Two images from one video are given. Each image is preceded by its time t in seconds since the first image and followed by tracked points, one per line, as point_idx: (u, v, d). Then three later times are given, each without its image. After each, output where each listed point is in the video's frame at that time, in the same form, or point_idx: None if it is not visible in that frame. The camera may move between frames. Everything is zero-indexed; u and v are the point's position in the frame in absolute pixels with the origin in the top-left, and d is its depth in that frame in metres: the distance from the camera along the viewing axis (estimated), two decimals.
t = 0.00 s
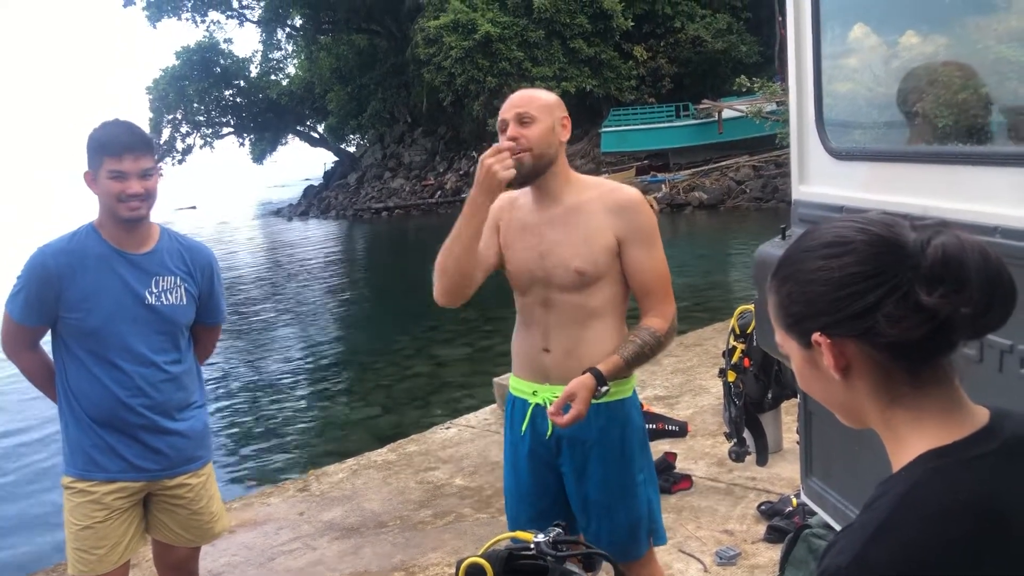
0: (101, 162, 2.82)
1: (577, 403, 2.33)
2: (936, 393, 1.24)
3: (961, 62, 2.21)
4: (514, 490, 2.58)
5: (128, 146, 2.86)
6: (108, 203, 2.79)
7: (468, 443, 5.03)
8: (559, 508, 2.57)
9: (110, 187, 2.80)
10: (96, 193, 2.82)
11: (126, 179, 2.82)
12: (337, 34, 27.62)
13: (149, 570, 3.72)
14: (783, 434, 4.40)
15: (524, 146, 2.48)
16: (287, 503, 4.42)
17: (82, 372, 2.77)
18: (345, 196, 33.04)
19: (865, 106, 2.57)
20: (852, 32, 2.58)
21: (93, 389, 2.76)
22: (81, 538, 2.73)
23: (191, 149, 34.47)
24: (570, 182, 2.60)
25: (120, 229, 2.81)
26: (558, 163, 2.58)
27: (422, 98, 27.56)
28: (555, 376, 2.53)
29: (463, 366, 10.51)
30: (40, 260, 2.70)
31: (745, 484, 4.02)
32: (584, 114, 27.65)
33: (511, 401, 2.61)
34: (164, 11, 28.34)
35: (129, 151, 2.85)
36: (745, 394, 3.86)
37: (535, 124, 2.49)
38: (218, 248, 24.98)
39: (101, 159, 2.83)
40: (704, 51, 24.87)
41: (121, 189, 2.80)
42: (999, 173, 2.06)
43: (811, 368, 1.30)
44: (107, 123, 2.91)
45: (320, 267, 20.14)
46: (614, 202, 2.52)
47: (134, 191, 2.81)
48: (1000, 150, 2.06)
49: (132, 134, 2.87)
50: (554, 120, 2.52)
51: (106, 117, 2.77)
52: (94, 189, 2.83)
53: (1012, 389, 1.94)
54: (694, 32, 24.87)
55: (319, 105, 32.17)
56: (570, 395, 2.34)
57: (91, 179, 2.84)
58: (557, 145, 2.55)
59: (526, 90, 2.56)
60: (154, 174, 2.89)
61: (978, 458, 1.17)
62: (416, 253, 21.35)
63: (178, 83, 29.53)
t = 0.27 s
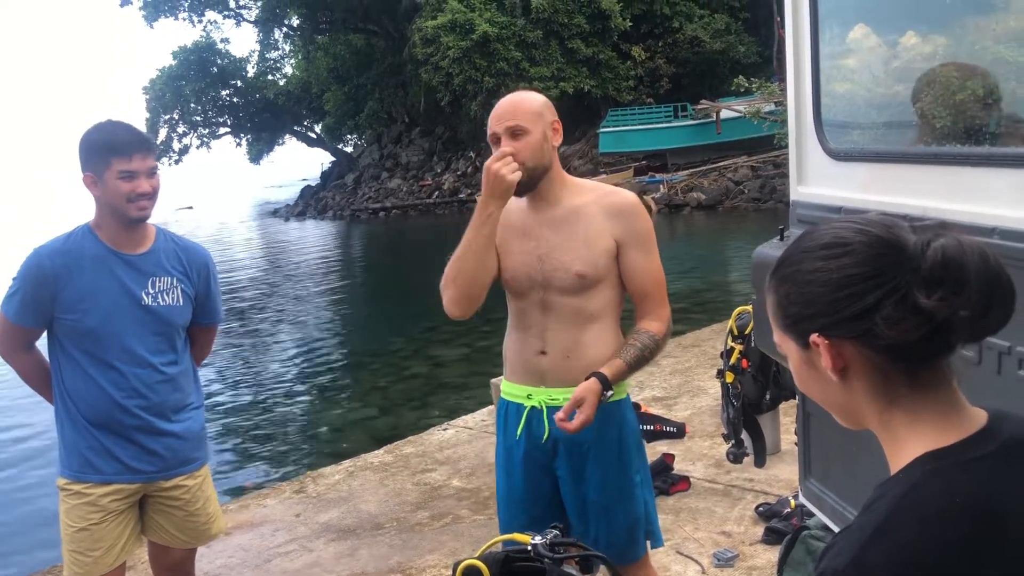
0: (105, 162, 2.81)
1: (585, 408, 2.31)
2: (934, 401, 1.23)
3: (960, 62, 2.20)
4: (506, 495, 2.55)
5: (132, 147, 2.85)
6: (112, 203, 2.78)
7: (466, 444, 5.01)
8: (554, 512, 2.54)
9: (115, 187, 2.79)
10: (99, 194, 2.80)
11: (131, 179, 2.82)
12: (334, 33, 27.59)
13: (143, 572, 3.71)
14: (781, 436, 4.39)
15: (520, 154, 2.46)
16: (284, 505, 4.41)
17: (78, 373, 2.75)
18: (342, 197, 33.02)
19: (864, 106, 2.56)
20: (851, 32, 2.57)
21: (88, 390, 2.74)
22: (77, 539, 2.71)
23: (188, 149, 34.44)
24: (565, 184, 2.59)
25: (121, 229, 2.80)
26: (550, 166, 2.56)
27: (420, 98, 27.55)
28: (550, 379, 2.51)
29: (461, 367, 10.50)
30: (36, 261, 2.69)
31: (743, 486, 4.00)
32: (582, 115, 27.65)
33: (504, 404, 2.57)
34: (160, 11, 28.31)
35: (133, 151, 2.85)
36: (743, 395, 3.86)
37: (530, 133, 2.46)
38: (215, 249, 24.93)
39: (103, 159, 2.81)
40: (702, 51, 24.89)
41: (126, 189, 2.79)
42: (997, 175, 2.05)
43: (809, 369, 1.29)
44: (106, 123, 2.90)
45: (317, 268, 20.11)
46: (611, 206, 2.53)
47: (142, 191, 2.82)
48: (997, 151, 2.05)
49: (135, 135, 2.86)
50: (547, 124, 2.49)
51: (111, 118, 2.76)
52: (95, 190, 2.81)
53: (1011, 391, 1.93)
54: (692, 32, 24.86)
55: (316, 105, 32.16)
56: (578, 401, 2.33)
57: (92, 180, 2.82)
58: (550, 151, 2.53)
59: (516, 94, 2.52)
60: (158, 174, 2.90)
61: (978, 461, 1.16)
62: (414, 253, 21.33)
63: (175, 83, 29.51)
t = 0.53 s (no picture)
0: (104, 160, 2.80)
1: (591, 411, 2.31)
2: (927, 401, 1.23)
3: (954, 62, 2.21)
4: (499, 495, 2.54)
5: (132, 145, 2.84)
6: (111, 201, 2.77)
7: (461, 442, 5.01)
8: (548, 512, 2.54)
9: (114, 185, 2.78)
10: (97, 191, 2.80)
11: (130, 177, 2.81)
12: (329, 31, 27.53)
13: (137, 570, 3.70)
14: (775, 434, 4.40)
15: (519, 151, 2.47)
16: (278, 503, 4.40)
17: (74, 371, 2.74)
18: (337, 195, 32.98)
19: (859, 106, 2.57)
20: (846, 31, 2.57)
21: (85, 388, 2.73)
22: (72, 537, 2.71)
23: (183, 147, 34.35)
24: (558, 184, 2.60)
25: (119, 227, 2.80)
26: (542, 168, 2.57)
27: (415, 96, 27.52)
28: (546, 379, 2.50)
29: (455, 365, 10.50)
30: (33, 260, 2.68)
31: (737, 484, 4.01)
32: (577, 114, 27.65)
33: (498, 406, 2.56)
34: (155, 8, 28.22)
35: (131, 149, 2.84)
36: (737, 394, 3.84)
37: (524, 131, 2.47)
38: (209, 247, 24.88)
39: (101, 157, 2.80)
40: (697, 50, 24.92)
41: (125, 187, 2.78)
42: (992, 176, 2.05)
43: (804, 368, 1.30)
44: (104, 121, 2.89)
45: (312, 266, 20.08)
46: (605, 206, 2.54)
47: (141, 190, 2.81)
48: (991, 151, 2.06)
49: (133, 133, 2.86)
50: (536, 121, 2.51)
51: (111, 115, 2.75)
52: (93, 187, 2.80)
53: (1005, 390, 1.93)
54: (687, 31, 24.87)
55: (311, 102, 32.10)
56: (584, 403, 2.32)
57: (89, 178, 2.81)
58: (542, 150, 2.55)
59: (506, 94, 2.53)
60: (156, 172, 2.89)
61: (972, 459, 1.16)
62: (408, 252, 21.30)
63: (170, 81, 29.44)
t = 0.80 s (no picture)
0: (99, 158, 2.79)
1: (581, 404, 2.33)
2: (921, 401, 1.23)
3: (949, 60, 2.21)
4: (495, 495, 2.53)
5: (127, 142, 2.83)
6: (105, 198, 2.76)
7: (456, 440, 5.01)
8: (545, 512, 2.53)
9: (109, 183, 2.76)
10: (91, 188, 2.78)
11: (125, 175, 2.79)
12: (324, 29, 27.52)
13: (130, 569, 3.69)
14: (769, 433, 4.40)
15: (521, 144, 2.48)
16: (272, 502, 4.39)
17: (67, 368, 2.73)
18: (332, 192, 32.98)
19: (854, 105, 2.57)
20: (841, 31, 2.58)
21: (79, 385, 2.72)
22: (66, 536, 2.70)
23: (178, 144, 34.29)
24: (550, 182, 2.60)
25: (114, 224, 2.79)
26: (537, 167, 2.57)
27: (410, 94, 27.53)
28: (542, 377, 2.50)
29: (450, 363, 10.51)
30: (27, 257, 2.66)
31: (731, 483, 4.02)
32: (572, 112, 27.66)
33: (492, 406, 2.56)
34: (150, 5, 28.18)
35: (127, 146, 2.83)
36: (731, 393, 3.85)
37: (527, 121, 2.49)
38: (204, 244, 24.86)
39: (97, 155, 2.79)
40: (692, 48, 24.95)
41: (120, 184, 2.77)
42: (986, 175, 2.05)
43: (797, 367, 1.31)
44: (99, 118, 2.88)
45: (307, 263, 20.07)
46: (597, 204, 2.55)
47: (136, 187, 2.80)
48: (985, 151, 2.06)
49: (128, 130, 2.85)
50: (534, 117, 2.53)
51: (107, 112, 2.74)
52: (88, 185, 2.79)
53: (998, 389, 1.94)
54: (683, 30, 24.88)
55: (306, 100, 32.09)
56: (576, 397, 2.33)
57: (83, 174, 2.79)
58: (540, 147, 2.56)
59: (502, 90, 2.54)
60: (150, 170, 2.88)
61: (964, 459, 1.16)
62: (403, 250, 21.29)
63: (164, 78, 29.41)
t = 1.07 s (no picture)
0: (92, 156, 2.78)
1: (581, 405, 2.33)
2: (915, 401, 1.23)
3: (943, 60, 2.21)
4: (492, 494, 2.53)
5: (119, 139, 2.82)
6: (98, 196, 2.75)
7: (450, 439, 5.01)
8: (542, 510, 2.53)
9: (101, 180, 2.76)
10: (83, 186, 2.77)
11: (117, 173, 2.78)
12: (320, 27, 27.47)
13: (123, 567, 3.69)
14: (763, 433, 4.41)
15: (513, 148, 2.49)
16: (266, 500, 4.39)
17: (61, 367, 2.73)
18: (327, 191, 32.95)
19: (848, 104, 2.57)
20: (836, 31, 2.58)
21: (72, 383, 2.72)
22: (59, 534, 2.69)
23: (173, 142, 34.24)
24: (542, 182, 2.60)
25: (107, 223, 2.78)
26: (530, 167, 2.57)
27: (405, 93, 27.51)
28: (539, 375, 2.50)
29: (445, 362, 10.50)
30: (19, 256, 2.65)
31: (725, 482, 4.03)
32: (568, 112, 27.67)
33: (488, 405, 2.55)
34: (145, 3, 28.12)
35: (119, 144, 2.82)
36: (725, 392, 3.85)
37: (518, 126, 2.49)
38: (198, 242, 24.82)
39: (89, 153, 2.78)
40: (688, 48, 24.96)
41: (112, 183, 2.76)
42: (981, 175, 2.06)
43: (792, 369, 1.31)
44: (92, 116, 2.87)
45: (302, 262, 20.05)
46: (590, 203, 2.55)
47: (128, 185, 2.79)
48: (979, 151, 2.07)
49: (121, 127, 2.84)
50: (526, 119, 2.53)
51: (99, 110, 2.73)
52: (80, 183, 2.78)
53: (991, 389, 1.94)
54: (678, 30, 24.89)
55: (301, 98, 32.03)
56: (575, 398, 2.34)
57: (76, 172, 2.79)
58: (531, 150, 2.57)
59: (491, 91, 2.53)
60: (143, 167, 2.87)
61: (957, 459, 1.16)
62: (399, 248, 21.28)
63: (159, 76, 29.37)
